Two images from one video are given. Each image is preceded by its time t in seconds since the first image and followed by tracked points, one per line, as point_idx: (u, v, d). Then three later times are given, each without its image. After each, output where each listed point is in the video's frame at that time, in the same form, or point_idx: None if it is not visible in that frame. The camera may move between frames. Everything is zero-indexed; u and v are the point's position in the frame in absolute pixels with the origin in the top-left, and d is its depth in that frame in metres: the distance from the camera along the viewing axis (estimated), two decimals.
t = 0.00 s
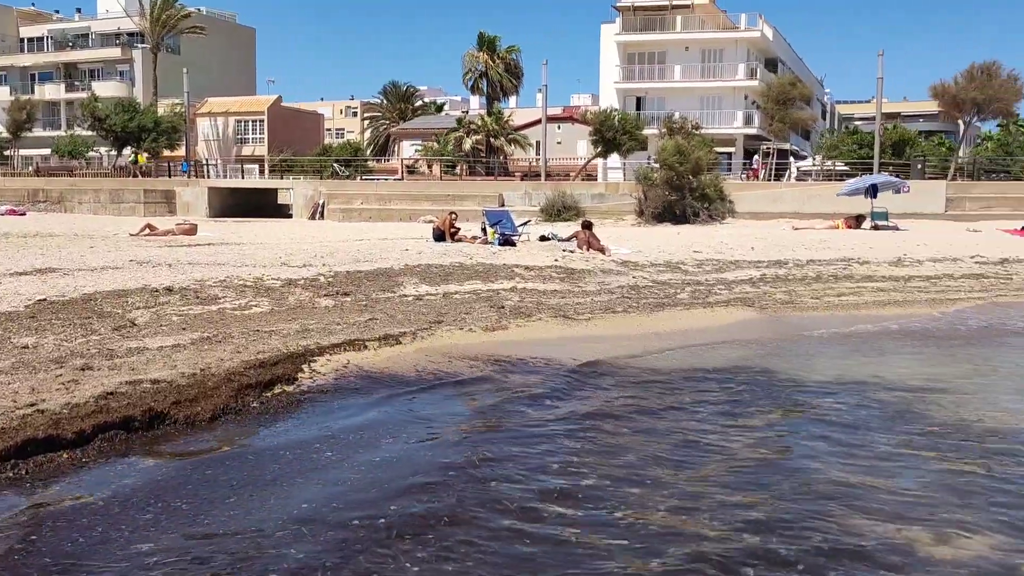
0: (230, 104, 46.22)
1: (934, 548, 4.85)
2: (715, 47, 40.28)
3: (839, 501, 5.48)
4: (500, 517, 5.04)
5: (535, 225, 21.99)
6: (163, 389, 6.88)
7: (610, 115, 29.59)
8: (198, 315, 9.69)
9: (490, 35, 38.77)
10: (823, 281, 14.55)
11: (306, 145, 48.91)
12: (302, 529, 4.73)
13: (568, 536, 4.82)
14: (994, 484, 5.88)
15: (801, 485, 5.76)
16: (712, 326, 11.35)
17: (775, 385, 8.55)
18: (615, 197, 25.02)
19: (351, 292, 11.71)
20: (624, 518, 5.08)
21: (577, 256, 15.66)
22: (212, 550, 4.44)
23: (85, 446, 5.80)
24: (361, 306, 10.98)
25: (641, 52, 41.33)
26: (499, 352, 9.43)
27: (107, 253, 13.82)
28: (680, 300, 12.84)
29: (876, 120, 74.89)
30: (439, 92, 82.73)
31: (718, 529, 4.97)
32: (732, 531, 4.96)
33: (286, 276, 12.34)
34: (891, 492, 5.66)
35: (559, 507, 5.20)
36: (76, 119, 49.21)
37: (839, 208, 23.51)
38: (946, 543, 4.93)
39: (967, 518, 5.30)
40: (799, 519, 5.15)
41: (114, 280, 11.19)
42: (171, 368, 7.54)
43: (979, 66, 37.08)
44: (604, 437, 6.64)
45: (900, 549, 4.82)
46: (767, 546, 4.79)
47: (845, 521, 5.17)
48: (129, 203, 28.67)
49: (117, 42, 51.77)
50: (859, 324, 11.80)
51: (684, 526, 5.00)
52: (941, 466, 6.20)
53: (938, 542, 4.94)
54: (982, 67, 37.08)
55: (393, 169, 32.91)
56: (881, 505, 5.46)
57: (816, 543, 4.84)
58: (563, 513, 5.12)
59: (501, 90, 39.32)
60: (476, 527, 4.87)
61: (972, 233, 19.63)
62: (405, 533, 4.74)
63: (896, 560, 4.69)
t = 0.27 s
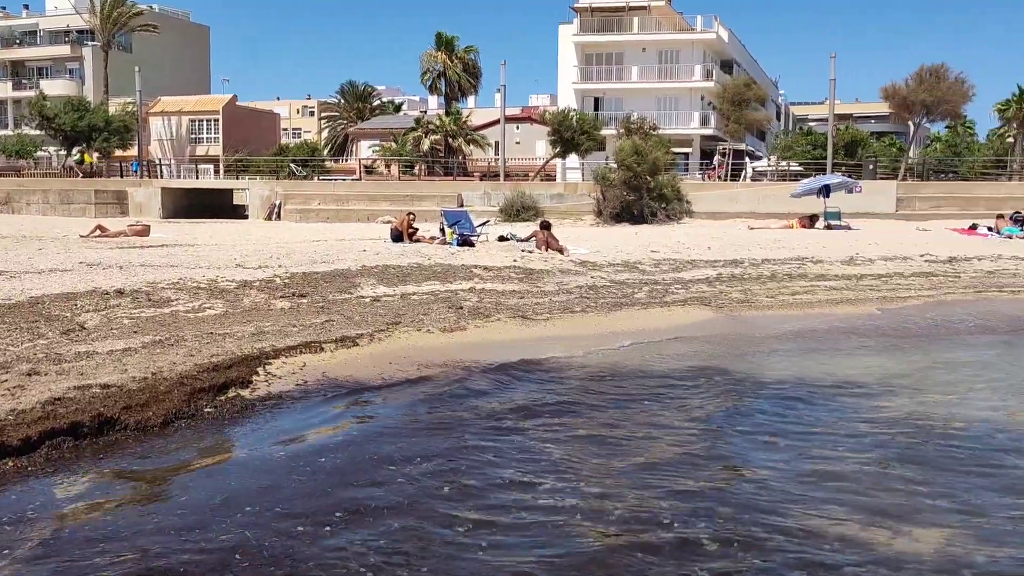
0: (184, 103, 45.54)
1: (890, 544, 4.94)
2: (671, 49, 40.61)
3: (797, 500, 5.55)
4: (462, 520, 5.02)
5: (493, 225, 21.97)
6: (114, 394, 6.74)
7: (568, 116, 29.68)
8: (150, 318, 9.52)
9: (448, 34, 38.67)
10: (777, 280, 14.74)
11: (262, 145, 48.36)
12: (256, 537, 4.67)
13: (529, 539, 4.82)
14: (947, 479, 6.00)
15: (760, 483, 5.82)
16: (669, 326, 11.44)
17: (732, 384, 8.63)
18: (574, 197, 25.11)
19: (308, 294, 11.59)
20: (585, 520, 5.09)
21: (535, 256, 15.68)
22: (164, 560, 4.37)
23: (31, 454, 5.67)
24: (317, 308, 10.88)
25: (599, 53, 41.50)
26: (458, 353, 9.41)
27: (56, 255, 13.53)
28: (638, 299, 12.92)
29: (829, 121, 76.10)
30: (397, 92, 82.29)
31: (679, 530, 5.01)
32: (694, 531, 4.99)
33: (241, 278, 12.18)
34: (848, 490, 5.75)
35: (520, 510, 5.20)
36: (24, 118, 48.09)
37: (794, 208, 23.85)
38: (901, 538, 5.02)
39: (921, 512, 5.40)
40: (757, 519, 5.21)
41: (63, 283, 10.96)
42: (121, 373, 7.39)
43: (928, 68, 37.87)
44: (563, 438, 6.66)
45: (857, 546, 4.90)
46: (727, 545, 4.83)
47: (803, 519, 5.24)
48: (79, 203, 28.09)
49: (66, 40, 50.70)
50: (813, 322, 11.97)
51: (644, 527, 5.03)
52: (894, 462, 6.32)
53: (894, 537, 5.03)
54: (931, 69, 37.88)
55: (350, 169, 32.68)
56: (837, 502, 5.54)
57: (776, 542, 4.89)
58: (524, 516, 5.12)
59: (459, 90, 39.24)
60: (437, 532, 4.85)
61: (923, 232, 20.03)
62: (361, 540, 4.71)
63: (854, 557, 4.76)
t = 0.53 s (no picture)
0: (133, 101, 44.71)
1: (845, 537, 5.02)
2: (626, 49, 40.86)
3: (754, 496, 5.62)
4: (420, 522, 5.00)
5: (450, 225, 21.89)
6: (59, 399, 6.58)
7: (525, 115, 29.69)
8: (98, 321, 9.32)
9: (404, 33, 38.47)
10: (731, 278, 14.91)
11: (215, 144, 47.68)
12: (206, 541, 4.60)
13: (490, 540, 4.81)
14: (900, 472, 6.12)
15: (716, 480, 5.88)
16: (625, 324, 11.50)
17: (687, 383, 8.70)
18: (530, 197, 25.14)
19: (261, 295, 11.44)
20: (545, 519, 5.10)
21: (492, 256, 15.65)
22: (109, 568, 4.27)
23: None
24: (271, 309, 10.74)
25: (555, 53, 41.59)
26: (414, 354, 9.36)
27: None
28: (594, 298, 12.98)
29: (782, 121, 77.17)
30: (352, 91, 81.70)
31: (639, 528, 5.04)
32: (653, 528, 5.03)
33: (192, 279, 11.98)
34: (803, 485, 5.83)
35: (480, 511, 5.19)
36: None
37: (747, 207, 24.15)
38: (856, 531, 5.10)
39: (874, 506, 5.50)
40: (715, 515, 5.27)
41: (6, 285, 10.67)
42: (67, 377, 7.21)
43: (877, 69, 38.61)
44: (518, 437, 6.67)
45: (813, 540, 4.97)
46: (687, 543, 4.87)
47: (760, 515, 5.30)
48: (24, 204, 27.41)
49: (10, 36, 49.49)
50: (766, 320, 12.13)
51: (604, 526, 5.05)
52: (847, 456, 6.44)
53: (848, 531, 5.11)
54: (879, 70, 38.63)
55: (305, 169, 32.35)
56: (792, 497, 5.63)
57: (733, 538, 4.95)
58: (484, 517, 5.11)
59: (414, 89, 39.07)
60: (396, 534, 4.82)
61: (872, 230, 20.43)
62: (314, 543, 4.66)
63: (810, 551, 4.83)
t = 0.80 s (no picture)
0: (82, 99, 43.79)
1: (802, 530, 5.09)
2: (583, 48, 41.02)
3: (712, 491, 5.67)
4: (380, 523, 4.96)
5: (407, 224, 21.77)
6: (4, 404, 6.40)
7: (482, 114, 29.64)
8: (44, 324, 9.10)
9: (359, 31, 38.20)
10: (687, 276, 15.04)
11: (166, 142, 46.87)
12: (159, 547, 4.51)
13: (451, 540, 4.79)
14: (853, 465, 6.23)
15: (675, 476, 5.92)
16: (581, 323, 11.52)
17: (644, 380, 8.75)
18: (488, 196, 25.11)
19: (213, 296, 11.26)
20: (506, 518, 5.09)
21: (449, 255, 15.61)
22: None
23: None
24: (224, 310, 10.59)
25: (512, 52, 41.59)
26: (370, 354, 9.28)
27: None
28: (551, 297, 13.00)
29: (736, 121, 78.08)
30: (307, 89, 80.96)
31: (599, 525, 5.05)
32: (613, 525, 5.04)
33: (143, 280, 11.75)
34: (760, 480, 5.90)
35: (440, 511, 5.16)
36: None
37: (703, 206, 24.38)
38: (813, 523, 5.18)
39: (830, 498, 5.59)
40: (675, 511, 5.31)
41: None
42: (11, 381, 7.02)
43: (828, 70, 39.23)
44: (476, 437, 6.64)
45: (771, 533, 5.04)
46: (648, 538, 4.90)
47: (719, 509, 5.36)
48: None
49: None
50: (722, 318, 12.25)
51: (565, 523, 5.06)
52: (803, 451, 6.52)
53: (805, 523, 5.19)
54: (830, 71, 39.27)
55: (260, 168, 31.96)
56: (749, 492, 5.68)
57: (694, 533, 4.99)
58: (444, 517, 5.08)
59: (371, 88, 38.82)
60: (356, 536, 4.77)
61: (824, 228, 20.77)
62: (270, 547, 4.59)
63: (769, 544, 4.89)
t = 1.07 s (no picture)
0: (30, 97, 42.82)
1: (764, 526, 5.13)
2: (541, 49, 41.12)
3: (674, 489, 5.69)
4: (342, 529, 4.90)
5: (365, 224, 21.62)
6: None
7: (440, 114, 29.54)
8: None
9: (316, 30, 37.87)
10: (645, 276, 15.13)
11: (119, 141, 46.05)
12: (112, 558, 4.41)
13: (414, 546, 4.74)
14: (811, 459, 6.31)
15: (638, 472, 5.95)
16: (540, 323, 11.53)
17: (603, 380, 8.77)
18: (447, 196, 25.05)
19: (166, 297, 11.07)
20: (468, 521, 5.06)
21: (407, 255, 15.53)
22: None
23: None
24: (177, 311, 10.41)
25: (470, 52, 41.54)
26: (327, 356, 9.19)
27: None
28: (510, 297, 12.98)
29: (693, 121, 78.83)
30: (263, 87, 80.13)
31: (563, 526, 5.04)
32: (574, 526, 5.04)
33: (93, 282, 11.51)
34: (723, 477, 5.93)
35: (402, 514, 5.11)
36: None
37: (660, 206, 24.57)
38: (773, 520, 5.22)
39: (789, 493, 5.65)
40: (636, 509, 5.32)
41: None
42: None
43: (782, 72, 39.80)
44: (436, 438, 6.60)
45: (733, 530, 5.07)
46: (611, 538, 4.90)
47: (681, 507, 5.37)
48: None
49: None
50: (679, 317, 12.33)
51: (528, 526, 5.03)
52: (760, 447, 6.58)
53: (766, 520, 5.23)
54: (785, 73, 39.83)
55: (215, 167, 31.52)
56: (708, 488, 5.72)
57: (655, 532, 5.00)
58: (406, 521, 5.04)
59: (328, 87, 38.51)
60: (316, 544, 4.71)
61: (779, 227, 21.04)
62: (227, 555, 4.51)
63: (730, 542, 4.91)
